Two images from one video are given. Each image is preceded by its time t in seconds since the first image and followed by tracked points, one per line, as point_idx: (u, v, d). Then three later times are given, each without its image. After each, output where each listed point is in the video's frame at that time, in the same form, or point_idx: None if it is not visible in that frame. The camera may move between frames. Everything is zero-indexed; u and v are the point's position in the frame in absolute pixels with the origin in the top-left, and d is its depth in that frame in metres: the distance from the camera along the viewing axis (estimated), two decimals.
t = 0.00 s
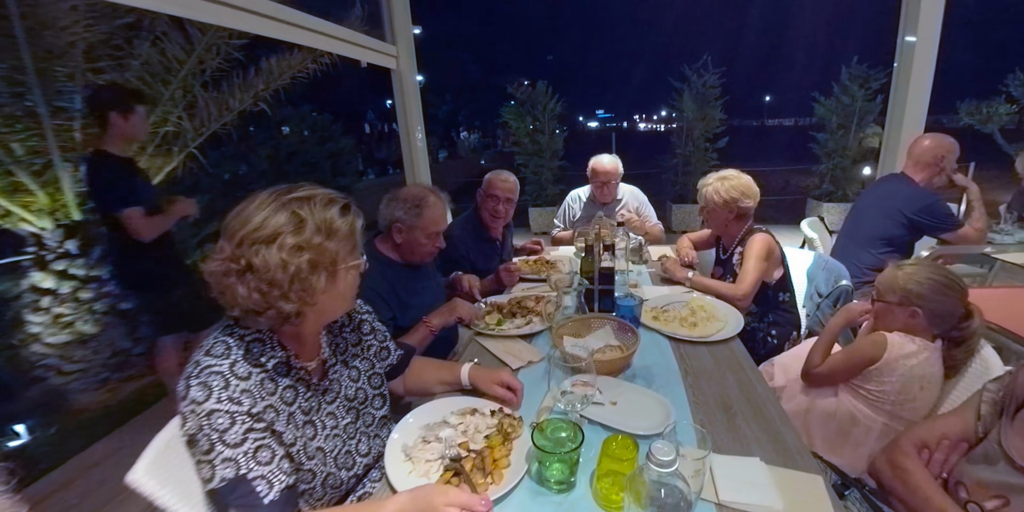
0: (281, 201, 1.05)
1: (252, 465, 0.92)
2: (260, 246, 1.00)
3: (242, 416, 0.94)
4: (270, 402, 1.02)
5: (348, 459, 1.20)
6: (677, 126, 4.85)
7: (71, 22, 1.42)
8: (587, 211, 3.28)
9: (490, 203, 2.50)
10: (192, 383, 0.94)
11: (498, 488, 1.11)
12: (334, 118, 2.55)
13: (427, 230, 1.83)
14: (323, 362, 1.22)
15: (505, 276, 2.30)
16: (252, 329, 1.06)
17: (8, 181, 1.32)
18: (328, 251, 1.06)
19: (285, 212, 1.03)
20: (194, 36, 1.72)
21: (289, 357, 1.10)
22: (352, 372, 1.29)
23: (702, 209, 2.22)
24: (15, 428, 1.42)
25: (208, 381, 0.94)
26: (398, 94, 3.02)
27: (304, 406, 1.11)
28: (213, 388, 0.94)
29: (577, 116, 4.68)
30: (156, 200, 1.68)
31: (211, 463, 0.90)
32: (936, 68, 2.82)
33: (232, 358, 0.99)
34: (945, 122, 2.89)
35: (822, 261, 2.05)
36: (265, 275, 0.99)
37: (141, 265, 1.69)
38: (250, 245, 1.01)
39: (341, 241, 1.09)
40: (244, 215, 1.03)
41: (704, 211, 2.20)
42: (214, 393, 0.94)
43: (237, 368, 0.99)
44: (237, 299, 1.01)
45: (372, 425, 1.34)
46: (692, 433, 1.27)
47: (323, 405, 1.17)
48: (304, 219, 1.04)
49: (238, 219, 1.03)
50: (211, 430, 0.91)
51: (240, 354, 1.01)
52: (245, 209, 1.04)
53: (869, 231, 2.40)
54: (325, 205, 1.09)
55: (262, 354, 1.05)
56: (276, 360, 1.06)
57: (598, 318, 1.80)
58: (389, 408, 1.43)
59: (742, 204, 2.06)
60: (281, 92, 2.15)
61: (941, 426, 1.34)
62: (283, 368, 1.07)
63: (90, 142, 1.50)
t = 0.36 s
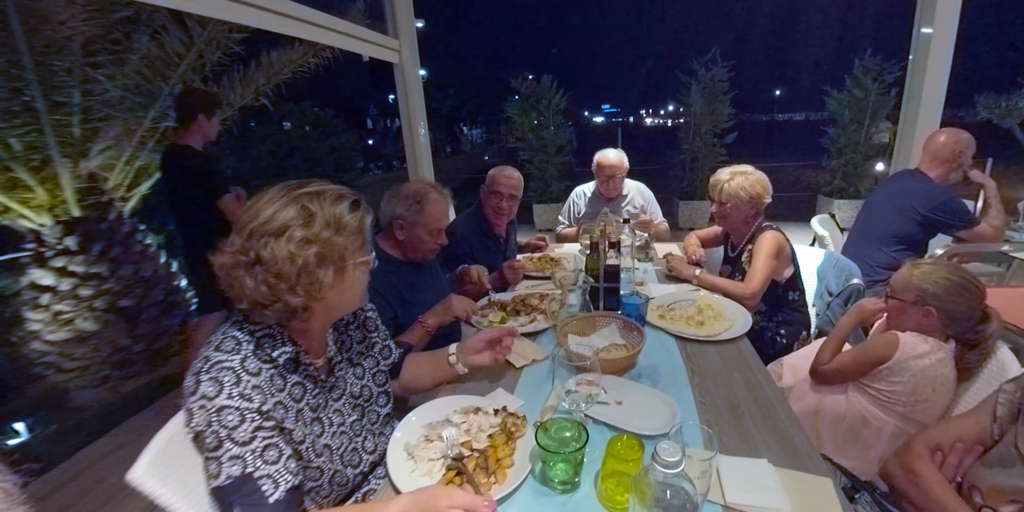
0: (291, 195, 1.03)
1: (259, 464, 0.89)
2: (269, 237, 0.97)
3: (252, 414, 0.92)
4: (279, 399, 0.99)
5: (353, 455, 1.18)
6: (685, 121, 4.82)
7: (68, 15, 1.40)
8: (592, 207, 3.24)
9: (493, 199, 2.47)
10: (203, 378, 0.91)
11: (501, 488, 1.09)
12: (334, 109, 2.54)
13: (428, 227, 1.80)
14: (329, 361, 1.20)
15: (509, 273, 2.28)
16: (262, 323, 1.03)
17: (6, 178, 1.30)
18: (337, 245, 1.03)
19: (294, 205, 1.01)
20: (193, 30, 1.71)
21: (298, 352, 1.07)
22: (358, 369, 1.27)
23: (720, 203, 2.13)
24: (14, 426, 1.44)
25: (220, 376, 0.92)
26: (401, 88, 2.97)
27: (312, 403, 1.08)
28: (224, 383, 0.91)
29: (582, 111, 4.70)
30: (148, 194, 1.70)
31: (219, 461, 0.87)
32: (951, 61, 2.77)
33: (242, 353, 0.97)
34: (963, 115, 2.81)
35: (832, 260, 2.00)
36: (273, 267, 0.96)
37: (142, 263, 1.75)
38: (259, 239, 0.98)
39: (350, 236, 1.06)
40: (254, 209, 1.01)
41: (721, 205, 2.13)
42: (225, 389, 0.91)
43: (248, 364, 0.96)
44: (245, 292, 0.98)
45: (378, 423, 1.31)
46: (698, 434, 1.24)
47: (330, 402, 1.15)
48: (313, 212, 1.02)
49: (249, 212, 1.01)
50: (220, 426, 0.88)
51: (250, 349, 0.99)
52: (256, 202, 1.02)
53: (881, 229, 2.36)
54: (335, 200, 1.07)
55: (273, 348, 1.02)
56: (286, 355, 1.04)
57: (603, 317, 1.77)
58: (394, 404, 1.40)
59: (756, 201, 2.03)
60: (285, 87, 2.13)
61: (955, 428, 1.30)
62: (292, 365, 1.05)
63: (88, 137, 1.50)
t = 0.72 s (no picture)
0: (280, 181, 1.05)
1: (256, 456, 0.87)
2: (239, 213, 1.01)
3: (249, 404, 0.90)
4: (277, 387, 0.98)
5: (351, 441, 1.16)
6: (693, 115, 4.83)
7: (66, 8, 1.36)
8: (597, 203, 3.20)
9: (497, 195, 2.44)
10: (199, 369, 0.90)
11: (505, 488, 1.07)
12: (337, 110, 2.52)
13: (427, 225, 1.78)
14: (323, 350, 1.16)
15: (513, 270, 2.25)
16: (257, 311, 1.02)
17: (4, 173, 1.29)
18: (297, 236, 1.00)
19: (271, 189, 1.02)
20: (192, 25, 1.66)
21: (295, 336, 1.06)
22: (352, 355, 1.25)
23: (747, 201, 2.04)
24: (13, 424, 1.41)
25: (215, 367, 0.90)
26: (403, 83, 2.97)
27: (310, 391, 1.07)
28: (221, 374, 0.89)
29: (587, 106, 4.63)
30: (148, 190, 1.68)
31: (216, 454, 0.85)
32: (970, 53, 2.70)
33: (237, 342, 0.95)
34: (978, 109, 2.74)
35: (843, 258, 1.95)
36: (232, 244, 0.99)
37: (142, 260, 1.67)
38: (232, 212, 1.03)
39: (314, 232, 1.02)
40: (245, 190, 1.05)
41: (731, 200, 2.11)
42: (222, 379, 0.89)
43: (244, 353, 0.95)
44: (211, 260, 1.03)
45: (375, 407, 1.30)
46: (705, 435, 1.21)
47: (327, 388, 1.13)
48: (283, 200, 1.01)
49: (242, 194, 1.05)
50: (216, 418, 0.86)
51: (246, 338, 0.97)
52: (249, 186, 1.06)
53: (895, 226, 2.31)
54: (317, 191, 1.05)
55: (269, 336, 1.01)
56: (283, 341, 1.02)
57: (608, 315, 1.74)
58: (389, 389, 1.38)
59: (773, 199, 2.03)
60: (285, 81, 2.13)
61: (970, 431, 1.28)
62: (289, 352, 1.04)
63: (87, 132, 1.47)
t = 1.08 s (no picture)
0: (236, 181, 1.00)
1: (241, 440, 0.86)
2: (195, 218, 0.97)
3: (226, 389, 0.88)
4: (256, 374, 0.95)
5: (339, 436, 1.12)
6: (701, 110, 4.69)
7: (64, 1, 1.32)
8: (602, 199, 3.16)
9: (502, 192, 2.41)
10: (173, 359, 0.88)
11: (508, 488, 1.04)
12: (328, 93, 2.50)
13: (429, 223, 1.76)
14: (309, 343, 1.15)
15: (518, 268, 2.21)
16: (234, 302, 1.00)
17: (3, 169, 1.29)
18: (242, 242, 0.94)
19: (225, 192, 0.97)
20: (192, 18, 1.66)
21: (273, 328, 1.03)
22: (339, 347, 1.22)
23: (751, 198, 2.00)
24: (13, 422, 1.46)
25: (189, 355, 0.88)
26: (406, 78, 2.94)
27: (294, 378, 1.04)
28: (194, 361, 0.87)
29: (593, 100, 4.59)
30: (147, 186, 1.68)
31: (198, 442, 0.83)
32: (990, 44, 2.63)
33: (212, 330, 0.93)
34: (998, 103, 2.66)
35: (855, 256, 1.90)
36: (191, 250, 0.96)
37: (142, 257, 1.66)
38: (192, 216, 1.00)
39: (267, 237, 0.96)
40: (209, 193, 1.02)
41: (734, 197, 2.07)
42: (196, 366, 0.87)
43: (219, 340, 0.92)
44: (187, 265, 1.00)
45: (367, 401, 1.27)
46: (711, 435, 1.18)
47: (313, 380, 1.10)
48: (235, 203, 0.96)
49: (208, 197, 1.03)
50: (193, 407, 0.84)
51: (221, 327, 0.95)
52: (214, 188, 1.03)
53: (908, 223, 2.27)
54: (269, 191, 0.98)
55: (247, 325, 0.98)
56: (261, 329, 1.00)
57: (613, 313, 1.71)
58: (384, 380, 1.38)
59: (779, 196, 1.98)
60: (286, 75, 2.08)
61: (986, 433, 1.24)
62: (269, 340, 1.01)
63: (86, 128, 1.45)
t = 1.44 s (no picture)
0: (266, 172, 0.96)
1: (243, 441, 0.84)
2: (243, 217, 0.92)
3: (233, 389, 0.86)
4: (264, 373, 0.93)
5: (347, 434, 1.10)
6: (709, 104, 4.63)
7: None
8: (608, 196, 3.12)
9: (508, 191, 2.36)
10: (182, 353, 0.87)
11: (502, 452, 1.03)
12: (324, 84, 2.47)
13: (431, 219, 1.73)
14: (319, 336, 1.13)
15: (521, 265, 2.20)
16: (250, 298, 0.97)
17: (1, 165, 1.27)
18: (315, 224, 0.96)
19: (270, 184, 0.94)
20: (191, 10, 1.63)
21: (283, 325, 1.01)
22: (349, 344, 1.20)
23: (758, 194, 1.97)
24: (12, 419, 1.50)
25: (198, 351, 0.86)
26: (408, 72, 2.93)
27: (303, 378, 1.02)
28: (204, 359, 0.86)
29: (599, 94, 4.54)
30: (146, 182, 1.66)
31: (201, 440, 0.82)
32: (1012, 32, 2.56)
33: (223, 326, 0.91)
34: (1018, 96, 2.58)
35: (868, 253, 1.86)
36: (246, 245, 0.91)
37: (142, 253, 1.63)
38: (232, 217, 0.93)
39: (328, 215, 0.99)
40: (230, 187, 0.95)
41: (743, 192, 2.04)
42: (205, 364, 0.85)
43: (229, 337, 0.90)
44: (221, 273, 0.94)
45: (373, 399, 1.25)
46: (719, 435, 1.16)
47: (322, 377, 1.08)
48: (288, 191, 0.95)
49: (221, 193, 0.95)
50: (198, 404, 0.83)
51: (233, 322, 0.93)
52: (225, 183, 0.96)
53: (923, 220, 2.22)
54: (314, 176, 1.00)
55: (257, 322, 0.96)
56: (271, 328, 0.98)
57: (618, 311, 1.68)
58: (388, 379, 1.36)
59: (789, 192, 1.93)
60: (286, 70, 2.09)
61: (1003, 437, 1.21)
62: (279, 338, 0.99)
63: (85, 122, 1.43)
